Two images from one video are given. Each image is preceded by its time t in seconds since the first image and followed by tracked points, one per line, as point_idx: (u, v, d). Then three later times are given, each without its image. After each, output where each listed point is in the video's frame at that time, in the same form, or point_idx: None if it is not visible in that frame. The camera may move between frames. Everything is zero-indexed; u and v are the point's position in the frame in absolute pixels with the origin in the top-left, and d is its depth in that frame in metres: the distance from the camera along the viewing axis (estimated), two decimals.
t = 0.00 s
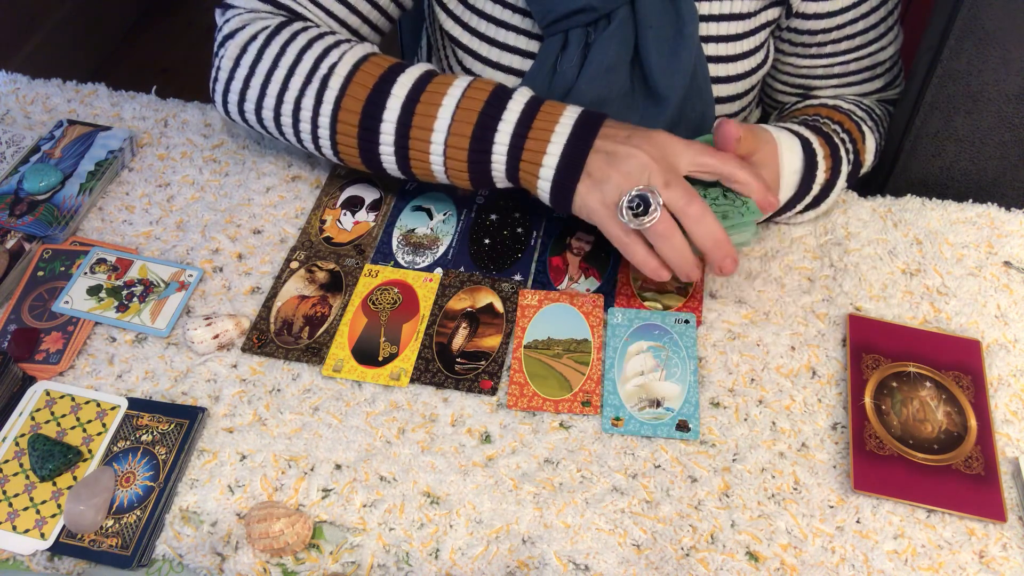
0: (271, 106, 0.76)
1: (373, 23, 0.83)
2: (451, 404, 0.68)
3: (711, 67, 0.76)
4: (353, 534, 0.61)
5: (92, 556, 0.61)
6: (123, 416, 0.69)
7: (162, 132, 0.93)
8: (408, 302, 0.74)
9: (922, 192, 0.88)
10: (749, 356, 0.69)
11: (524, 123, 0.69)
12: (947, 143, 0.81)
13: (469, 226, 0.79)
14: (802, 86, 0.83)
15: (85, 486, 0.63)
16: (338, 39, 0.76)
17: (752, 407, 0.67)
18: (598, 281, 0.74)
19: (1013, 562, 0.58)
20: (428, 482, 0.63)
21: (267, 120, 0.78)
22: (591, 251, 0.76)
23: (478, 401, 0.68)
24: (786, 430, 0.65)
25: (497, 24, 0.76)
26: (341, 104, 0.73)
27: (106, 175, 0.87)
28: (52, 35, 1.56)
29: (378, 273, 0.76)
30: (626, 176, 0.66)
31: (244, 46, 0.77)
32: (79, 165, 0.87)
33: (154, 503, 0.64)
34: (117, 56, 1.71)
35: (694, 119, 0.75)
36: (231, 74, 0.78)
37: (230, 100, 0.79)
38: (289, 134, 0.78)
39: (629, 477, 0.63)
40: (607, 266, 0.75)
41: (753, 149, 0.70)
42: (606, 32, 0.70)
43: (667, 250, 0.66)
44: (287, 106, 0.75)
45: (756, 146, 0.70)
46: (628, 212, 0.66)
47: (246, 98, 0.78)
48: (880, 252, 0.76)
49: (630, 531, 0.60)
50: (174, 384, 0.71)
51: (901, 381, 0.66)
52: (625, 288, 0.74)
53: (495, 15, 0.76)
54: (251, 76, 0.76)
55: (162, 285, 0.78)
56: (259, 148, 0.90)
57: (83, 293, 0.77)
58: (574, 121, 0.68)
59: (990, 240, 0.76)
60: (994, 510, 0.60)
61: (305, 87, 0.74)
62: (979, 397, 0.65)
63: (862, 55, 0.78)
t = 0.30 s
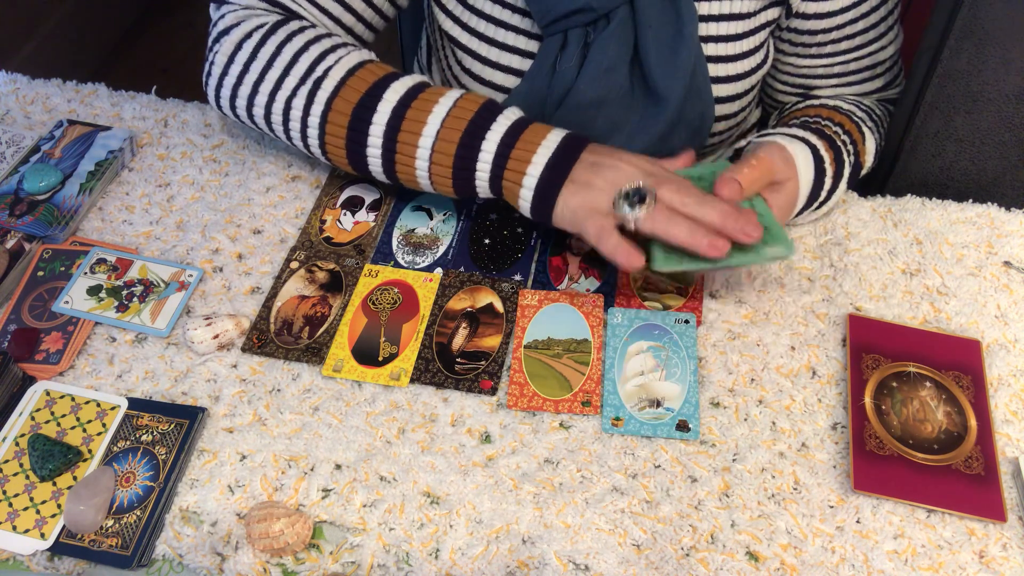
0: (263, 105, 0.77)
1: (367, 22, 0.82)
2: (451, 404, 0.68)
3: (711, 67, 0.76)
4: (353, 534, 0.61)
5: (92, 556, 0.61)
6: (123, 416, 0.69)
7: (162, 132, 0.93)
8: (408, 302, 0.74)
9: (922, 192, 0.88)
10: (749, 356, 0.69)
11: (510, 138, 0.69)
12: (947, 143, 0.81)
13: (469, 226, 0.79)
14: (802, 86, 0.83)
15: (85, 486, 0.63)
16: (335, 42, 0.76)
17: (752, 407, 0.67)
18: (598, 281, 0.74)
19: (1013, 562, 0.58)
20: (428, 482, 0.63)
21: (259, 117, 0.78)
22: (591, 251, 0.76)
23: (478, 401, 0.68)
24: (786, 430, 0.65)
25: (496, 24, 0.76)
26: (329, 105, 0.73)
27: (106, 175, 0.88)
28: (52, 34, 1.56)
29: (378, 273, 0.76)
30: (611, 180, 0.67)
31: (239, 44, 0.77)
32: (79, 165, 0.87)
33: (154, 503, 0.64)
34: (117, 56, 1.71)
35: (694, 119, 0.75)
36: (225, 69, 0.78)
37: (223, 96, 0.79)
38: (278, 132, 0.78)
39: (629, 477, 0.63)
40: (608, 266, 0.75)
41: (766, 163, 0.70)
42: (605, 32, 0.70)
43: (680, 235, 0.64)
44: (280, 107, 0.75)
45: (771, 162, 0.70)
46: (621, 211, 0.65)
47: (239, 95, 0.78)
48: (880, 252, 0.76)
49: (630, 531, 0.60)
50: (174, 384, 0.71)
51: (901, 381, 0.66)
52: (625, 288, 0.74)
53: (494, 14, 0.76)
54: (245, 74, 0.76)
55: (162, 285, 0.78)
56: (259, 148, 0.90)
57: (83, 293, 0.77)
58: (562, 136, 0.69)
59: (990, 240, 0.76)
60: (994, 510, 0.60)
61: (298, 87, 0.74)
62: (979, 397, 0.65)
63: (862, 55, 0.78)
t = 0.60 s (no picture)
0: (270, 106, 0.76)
1: (370, 23, 0.83)
2: (451, 404, 0.68)
3: (711, 67, 0.76)
4: (354, 534, 0.61)
5: (92, 556, 0.61)
6: (123, 416, 0.69)
7: (162, 132, 0.93)
8: (408, 302, 0.74)
9: (923, 192, 0.88)
10: (749, 356, 0.69)
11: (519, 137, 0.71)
12: (948, 142, 0.81)
13: (469, 226, 0.79)
14: (803, 86, 0.83)
15: (85, 486, 0.63)
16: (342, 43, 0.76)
17: (752, 407, 0.67)
18: (598, 281, 0.74)
19: (1013, 562, 0.58)
20: (428, 482, 0.63)
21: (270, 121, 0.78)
22: (591, 251, 0.76)
23: (478, 400, 0.68)
24: (786, 430, 0.65)
25: (496, 24, 0.76)
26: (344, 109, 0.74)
27: (106, 175, 0.88)
28: (51, 34, 1.56)
29: (378, 273, 0.76)
30: (623, 162, 0.68)
31: (245, 45, 0.76)
32: (79, 165, 0.87)
33: (154, 503, 0.64)
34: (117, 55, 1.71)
35: (694, 118, 0.75)
36: (232, 72, 0.77)
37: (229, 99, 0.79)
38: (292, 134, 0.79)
39: (629, 477, 0.63)
40: (608, 266, 0.75)
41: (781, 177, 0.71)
42: (604, 31, 0.70)
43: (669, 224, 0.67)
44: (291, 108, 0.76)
45: (786, 177, 0.71)
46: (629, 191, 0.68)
47: (248, 99, 0.78)
48: (879, 252, 0.76)
49: (630, 531, 0.60)
50: (174, 384, 0.71)
51: (902, 381, 0.66)
52: (625, 288, 0.74)
53: (494, 14, 0.76)
54: (252, 77, 0.76)
55: (162, 285, 0.78)
56: (259, 148, 0.90)
57: (83, 293, 0.77)
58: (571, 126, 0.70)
59: (990, 240, 0.76)
60: (994, 510, 0.60)
61: (308, 88, 0.74)
62: (979, 397, 0.65)
63: (862, 55, 0.78)
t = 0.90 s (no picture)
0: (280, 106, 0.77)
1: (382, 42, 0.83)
2: (451, 404, 0.68)
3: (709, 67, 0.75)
4: (354, 534, 0.61)
5: (92, 556, 0.61)
6: (123, 416, 0.69)
7: (162, 132, 0.93)
8: (408, 302, 0.74)
9: (922, 192, 0.88)
10: (749, 356, 0.69)
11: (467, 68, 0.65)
12: (947, 143, 0.81)
13: (469, 226, 0.79)
14: (802, 86, 0.83)
15: (86, 486, 0.63)
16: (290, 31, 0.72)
17: (752, 407, 0.67)
18: (598, 281, 0.74)
19: (1013, 562, 0.58)
20: (428, 482, 0.63)
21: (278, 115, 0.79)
22: (591, 251, 0.76)
23: (477, 400, 0.68)
24: (786, 430, 0.65)
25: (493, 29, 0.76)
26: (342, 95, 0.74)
27: (106, 175, 0.88)
28: (51, 33, 1.56)
29: (378, 273, 0.76)
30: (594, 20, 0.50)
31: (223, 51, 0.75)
32: (79, 165, 0.87)
33: (154, 503, 0.64)
34: (116, 56, 1.71)
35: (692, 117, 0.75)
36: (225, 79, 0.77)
37: (232, 100, 0.80)
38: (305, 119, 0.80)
39: (629, 477, 0.63)
40: (608, 266, 0.75)
41: (796, 170, 0.72)
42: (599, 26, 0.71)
43: (662, 69, 0.51)
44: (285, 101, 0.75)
45: (801, 172, 0.72)
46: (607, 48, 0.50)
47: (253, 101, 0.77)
48: (879, 251, 0.76)
49: (630, 531, 0.60)
50: (174, 384, 0.71)
51: (902, 381, 0.66)
52: (625, 288, 0.74)
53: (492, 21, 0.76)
54: (248, 79, 0.74)
55: (162, 285, 0.78)
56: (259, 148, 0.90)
57: (83, 293, 0.77)
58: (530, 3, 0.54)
59: (990, 239, 0.76)
60: (994, 510, 0.60)
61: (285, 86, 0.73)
62: (979, 397, 0.65)
63: (861, 52, 0.78)
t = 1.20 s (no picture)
0: (252, 77, 0.77)
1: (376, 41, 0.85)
2: (451, 404, 0.68)
3: (699, 64, 0.74)
4: (353, 534, 0.61)
5: (92, 556, 0.61)
6: (123, 416, 0.69)
7: (162, 132, 0.93)
8: (408, 302, 0.74)
9: (922, 192, 0.88)
10: (749, 356, 0.69)
11: None
12: (947, 143, 0.81)
13: (469, 226, 0.79)
14: (799, 82, 0.82)
15: (85, 486, 0.63)
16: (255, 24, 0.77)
17: (752, 407, 0.67)
18: (598, 281, 0.74)
19: (1014, 562, 0.58)
20: (428, 482, 0.63)
21: (262, 100, 0.79)
22: (591, 252, 0.76)
23: (478, 400, 0.68)
24: (786, 430, 0.65)
25: (483, 33, 0.76)
26: (297, 42, 0.73)
27: (106, 175, 0.87)
28: (52, 33, 1.56)
29: (378, 273, 0.76)
30: None
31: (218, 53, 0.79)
32: (79, 165, 0.87)
33: (154, 503, 0.63)
34: (117, 57, 1.71)
35: (682, 109, 0.76)
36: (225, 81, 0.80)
37: (230, 101, 0.82)
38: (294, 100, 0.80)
39: (629, 477, 0.63)
40: (608, 266, 0.75)
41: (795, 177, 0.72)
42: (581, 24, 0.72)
43: None
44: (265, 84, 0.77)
45: (799, 179, 0.72)
46: None
47: (234, 82, 0.78)
48: (880, 252, 0.76)
49: (630, 531, 0.60)
50: (174, 384, 0.71)
51: (902, 381, 0.66)
52: (625, 288, 0.73)
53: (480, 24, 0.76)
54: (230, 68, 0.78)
55: (162, 285, 0.78)
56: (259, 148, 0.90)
57: (83, 293, 0.77)
58: None
59: (990, 240, 0.76)
60: (994, 510, 0.60)
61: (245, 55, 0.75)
62: (979, 397, 0.65)
63: (858, 45, 0.77)
